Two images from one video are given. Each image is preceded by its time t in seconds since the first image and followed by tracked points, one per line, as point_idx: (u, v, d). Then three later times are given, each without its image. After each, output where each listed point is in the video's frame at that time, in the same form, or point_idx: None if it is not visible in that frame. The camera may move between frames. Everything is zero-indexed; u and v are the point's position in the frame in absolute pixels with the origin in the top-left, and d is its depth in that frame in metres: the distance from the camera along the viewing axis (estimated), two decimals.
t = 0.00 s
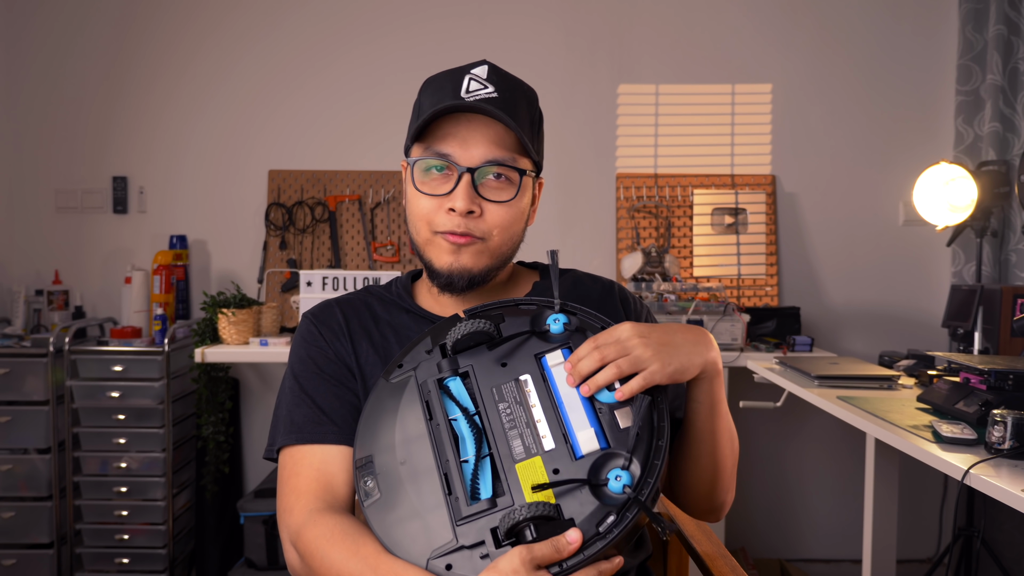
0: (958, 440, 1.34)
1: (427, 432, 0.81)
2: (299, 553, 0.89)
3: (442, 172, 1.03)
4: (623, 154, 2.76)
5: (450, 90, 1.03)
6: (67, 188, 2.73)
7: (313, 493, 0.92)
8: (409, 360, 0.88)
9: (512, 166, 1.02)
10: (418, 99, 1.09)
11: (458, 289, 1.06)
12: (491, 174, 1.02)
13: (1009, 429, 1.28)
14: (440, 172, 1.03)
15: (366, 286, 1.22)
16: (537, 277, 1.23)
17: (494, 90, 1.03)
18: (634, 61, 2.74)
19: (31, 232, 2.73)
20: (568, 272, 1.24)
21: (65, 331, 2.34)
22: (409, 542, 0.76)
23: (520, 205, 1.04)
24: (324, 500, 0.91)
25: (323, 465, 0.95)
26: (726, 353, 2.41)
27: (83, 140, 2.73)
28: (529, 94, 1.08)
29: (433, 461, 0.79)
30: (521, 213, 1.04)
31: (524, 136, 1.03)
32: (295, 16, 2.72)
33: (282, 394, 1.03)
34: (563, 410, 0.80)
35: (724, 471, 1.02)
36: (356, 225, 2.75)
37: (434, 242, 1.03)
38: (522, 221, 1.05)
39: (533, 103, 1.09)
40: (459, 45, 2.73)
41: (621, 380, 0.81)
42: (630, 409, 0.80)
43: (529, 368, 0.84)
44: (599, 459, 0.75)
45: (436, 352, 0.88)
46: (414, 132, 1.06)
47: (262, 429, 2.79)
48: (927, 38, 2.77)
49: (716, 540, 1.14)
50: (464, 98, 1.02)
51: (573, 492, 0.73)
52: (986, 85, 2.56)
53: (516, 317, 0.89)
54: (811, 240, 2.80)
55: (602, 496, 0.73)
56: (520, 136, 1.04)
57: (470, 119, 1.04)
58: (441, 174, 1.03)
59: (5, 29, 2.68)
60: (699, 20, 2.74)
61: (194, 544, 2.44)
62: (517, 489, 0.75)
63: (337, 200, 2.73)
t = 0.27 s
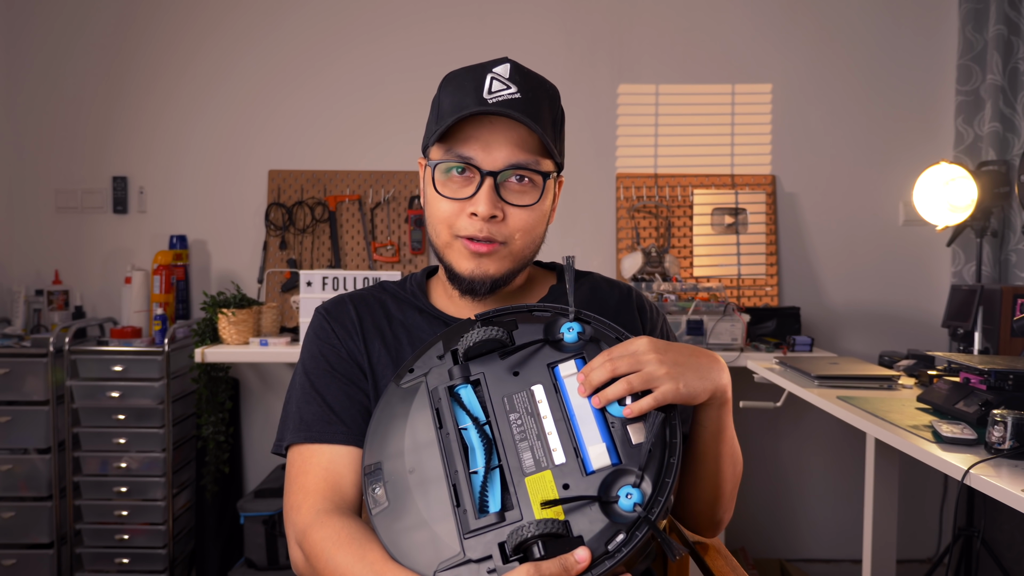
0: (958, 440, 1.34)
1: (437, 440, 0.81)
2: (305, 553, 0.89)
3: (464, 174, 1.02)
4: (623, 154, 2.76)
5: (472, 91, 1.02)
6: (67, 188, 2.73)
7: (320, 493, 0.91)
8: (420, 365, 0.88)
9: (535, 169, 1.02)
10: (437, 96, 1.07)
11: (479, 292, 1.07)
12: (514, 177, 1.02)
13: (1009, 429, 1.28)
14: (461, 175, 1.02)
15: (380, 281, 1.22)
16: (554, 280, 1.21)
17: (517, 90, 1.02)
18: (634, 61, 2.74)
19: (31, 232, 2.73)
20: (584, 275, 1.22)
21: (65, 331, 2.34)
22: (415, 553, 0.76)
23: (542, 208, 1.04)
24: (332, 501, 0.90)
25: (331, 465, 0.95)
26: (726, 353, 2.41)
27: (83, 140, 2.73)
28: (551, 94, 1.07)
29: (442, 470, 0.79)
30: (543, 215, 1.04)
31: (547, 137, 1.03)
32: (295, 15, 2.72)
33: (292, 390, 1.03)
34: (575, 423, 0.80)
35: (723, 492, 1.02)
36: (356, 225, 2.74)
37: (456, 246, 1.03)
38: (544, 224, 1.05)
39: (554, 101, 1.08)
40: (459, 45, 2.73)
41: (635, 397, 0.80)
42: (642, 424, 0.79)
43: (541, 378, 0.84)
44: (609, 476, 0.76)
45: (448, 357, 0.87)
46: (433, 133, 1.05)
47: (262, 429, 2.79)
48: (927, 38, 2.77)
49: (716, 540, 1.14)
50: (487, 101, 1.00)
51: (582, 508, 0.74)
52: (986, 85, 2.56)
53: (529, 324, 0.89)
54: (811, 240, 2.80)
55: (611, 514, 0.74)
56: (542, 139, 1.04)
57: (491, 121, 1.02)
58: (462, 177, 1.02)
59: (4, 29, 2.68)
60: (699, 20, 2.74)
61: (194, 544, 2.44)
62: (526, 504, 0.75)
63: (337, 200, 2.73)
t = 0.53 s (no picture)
0: (958, 440, 1.34)
1: (435, 441, 0.81)
2: (304, 553, 0.89)
3: (465, 177, 1.02)
4: (623, 154, 2.76)
5: (474, 94, 1.01)
6: (67, 188, 2.73)
7: (319, 493, 0.92)
8: (418, 365, 0.88)
9: (537, 173, 1.02)
10: (438, 97, 1.06)
11: (482, 296, 1.08)
12: (516, 181, 1.02)
13: (1009, 429, 1.28)
14: (463, 178, 1.02)
15: (379, 282, 1.22)
16: (554, 278, 1.21)
17: (519, 93, 1.01)
18: (634, 61, 2.74)
19: (31, 232, 2.73)
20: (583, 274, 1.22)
21: (65, 331, 2.34)
22: (414, 554, 0.75)
23: (545, 210, 1.04)
24: (331, 501, 0.90)
25: (330, 465, 0.94)
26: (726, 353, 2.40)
27: (83, 140, 2.73)
28: (553, 95, 1.07)
29: (440, 471, 0.79)
30: (545, 218, 1.05)
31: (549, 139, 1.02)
32: (295, 15, 2.72)
33: (291, 390, 1.03)
34: (573, 423, 0.80)
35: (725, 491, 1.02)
36: (356, 225, 2.74)
37: (457, 249, 1.03)
38: (546, 225, 1.06)
39: (555, 102, 1.07)
40: (459, 45, 2.73)
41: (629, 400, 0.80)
42: (641, 424, 0.79)
43: (540, 378, 0.84)
44: (607, 477, 0.76)
45: (446, 358, 0.87)
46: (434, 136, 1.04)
47: (262, 429, 2.79)
48: (928, 38, 2.77)
49: (716, 540, 1.14)
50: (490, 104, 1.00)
51: (581, 509, 0.74)
52: (986, 85, 2.56)
53: (527, 324, 0.89)
54: (811, 240, 2.80)
55: (610, 514, 0.74)
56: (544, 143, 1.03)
57: (494, 124, 1.01)
58: (463, 181, 1.02)
59: (4, 29, 2.68)
60: (699, 20, 2.74)
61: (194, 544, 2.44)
62: (524, 505, 0.75)
63: (337, 200, 2.73)
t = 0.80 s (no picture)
0: (958, 440, 1.34)
1: (436, 439, 0.81)
2: (304, 552, 0.89)
3: (471, 194, 1.00)
4: (623, 154, 2.76)
5: (473, 107, 1.01)
6: (67, 188, 2.73)
7: (319, 493, 0.92)
8: (419, 364, 0.88)
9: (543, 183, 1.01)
10: (436, 107, 1.04)
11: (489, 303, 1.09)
12: (523, 193, 1.01)
13: (1009, 429, 1.28)
14: (470, 195, 1.00)
15: (377, 282, 1.22)
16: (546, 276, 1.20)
17: (518, 105, 1.02)
18: (634, 61, 2.74)
19: (31, 231, 2.73)
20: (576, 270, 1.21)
21: (65, 331, 2.34)
22: (415, 552, 0.75)
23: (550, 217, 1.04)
24: (331, 500, 0.91)
25: (329, 465, 0.95)
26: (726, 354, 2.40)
27: (84, 140, 2.73)
28: (549, 96, 1.07)
29: (442, 469, 0.79)
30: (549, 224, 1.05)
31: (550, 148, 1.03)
32: (295, 15, 2.72)
33: (289, 390, 1.03)
34: (574, 421, 0.80)
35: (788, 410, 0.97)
36: (356, 225, 2.75)
37: (465, 262, 1.03)
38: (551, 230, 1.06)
39: (550, 104, 1.08)
40: (459, 45, 2.73)
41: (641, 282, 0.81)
42: (642, 421, 0.79)
43: (540, 377, 0.84)
44: (609, 475, 0.76)
45: (447, 356, 0.88)
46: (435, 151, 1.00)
47: (262, 429, 2.79)
48: (927, 39, 2.77)
49: (716, 539, 1.14)
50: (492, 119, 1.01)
51: (582, 507, 0.74)
52: (986, 85, 2.56)
53: (528, 323, 0.89)
54: (811, 240, 2.80)
55: (611, 513, 0.74)
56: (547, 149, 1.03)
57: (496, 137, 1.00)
58: (470, 196, 1.00)
59: (5, 28, 2.68)
60: (699, 20, 2.74)
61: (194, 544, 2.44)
62: (525, 503, 0.75)
63: (337, 200, 2.73)
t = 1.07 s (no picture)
0: (958, 440, 1.34)
1: (438, 440, 0.81)
2: (305, 552, 0.88)
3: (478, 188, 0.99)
4: (624, 154, 2.76)
5: (483, 102, 1.00)
6: (67, 188, 2.73)
7: (320, 493, 0.91)
8: (421, 364, 0.88)
9: (550, 180, 1.01)
10: (444, 103, 1.04)
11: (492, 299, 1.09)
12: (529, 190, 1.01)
13: (1009, 429, 1.28)
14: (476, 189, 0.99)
15: (381, 284, 1.22)
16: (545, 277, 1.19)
17: (528, 101, 1.01)
18: (634, 61, 2.74)
19: (30, 232, 2.73)
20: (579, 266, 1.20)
21: (64, 331, 2.34)
22: (416, 552, 0.75)
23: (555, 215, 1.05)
24: (332, 500, 0.90)
25: (331, 465, 0.94)
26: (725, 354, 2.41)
27: (83, 140, 2.73)
28: (557, 97, 1.07)
29: (443, 470, 0.79)
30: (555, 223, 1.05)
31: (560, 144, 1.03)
32: (295, 15, 2.72)
33: (293, 390, 1.03)
34: (575, 422, 0.81)
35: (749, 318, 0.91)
36: (356, 225, 2.74)
37: (468, 257, 1.03)
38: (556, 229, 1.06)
39: (560, 102, 1.07)
40: (459, 45, 2.73)
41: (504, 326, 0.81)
42: (642, 423, 0.80)
43: (542, 377, 0.84)
44: (610, 476, 0.76)
45: (449, 356, 0.87)
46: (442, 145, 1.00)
47: (262, 429, 2.79)
48: (928, 39, 2.77)
49: (716, 539, 1.14)
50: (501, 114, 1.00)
51: (582, 509, 0.74)
52: (986, 85, 2.56)
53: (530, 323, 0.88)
54: (810, 240, 2.80)
55: (612, 514, 0.74)
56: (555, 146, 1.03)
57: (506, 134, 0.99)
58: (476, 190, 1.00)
59: (5, 28, 2.68)
60: (699, 20, 2.74)
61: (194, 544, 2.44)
62: (526, 504, 0.75)
63: (337, 200, 2.73)
